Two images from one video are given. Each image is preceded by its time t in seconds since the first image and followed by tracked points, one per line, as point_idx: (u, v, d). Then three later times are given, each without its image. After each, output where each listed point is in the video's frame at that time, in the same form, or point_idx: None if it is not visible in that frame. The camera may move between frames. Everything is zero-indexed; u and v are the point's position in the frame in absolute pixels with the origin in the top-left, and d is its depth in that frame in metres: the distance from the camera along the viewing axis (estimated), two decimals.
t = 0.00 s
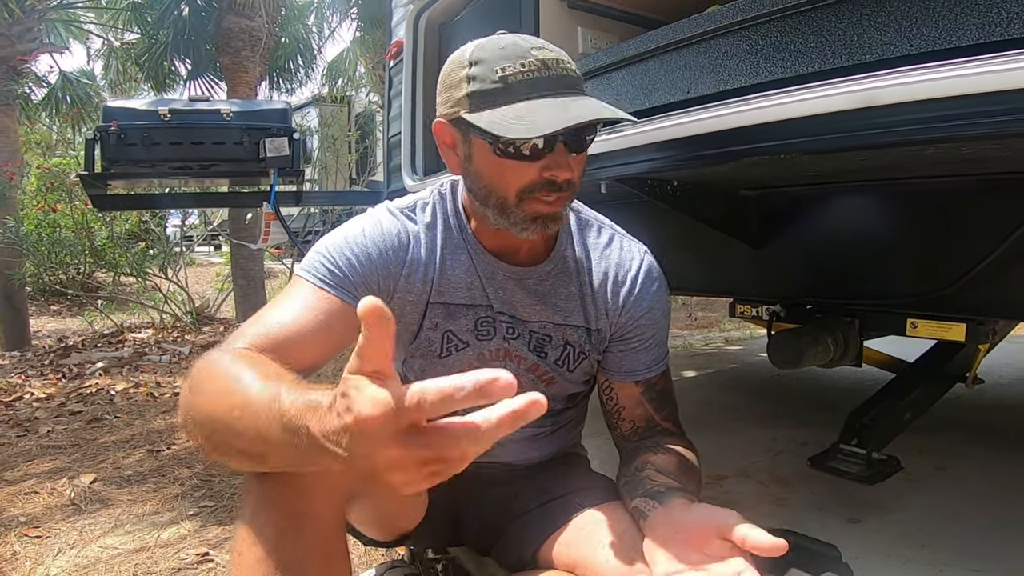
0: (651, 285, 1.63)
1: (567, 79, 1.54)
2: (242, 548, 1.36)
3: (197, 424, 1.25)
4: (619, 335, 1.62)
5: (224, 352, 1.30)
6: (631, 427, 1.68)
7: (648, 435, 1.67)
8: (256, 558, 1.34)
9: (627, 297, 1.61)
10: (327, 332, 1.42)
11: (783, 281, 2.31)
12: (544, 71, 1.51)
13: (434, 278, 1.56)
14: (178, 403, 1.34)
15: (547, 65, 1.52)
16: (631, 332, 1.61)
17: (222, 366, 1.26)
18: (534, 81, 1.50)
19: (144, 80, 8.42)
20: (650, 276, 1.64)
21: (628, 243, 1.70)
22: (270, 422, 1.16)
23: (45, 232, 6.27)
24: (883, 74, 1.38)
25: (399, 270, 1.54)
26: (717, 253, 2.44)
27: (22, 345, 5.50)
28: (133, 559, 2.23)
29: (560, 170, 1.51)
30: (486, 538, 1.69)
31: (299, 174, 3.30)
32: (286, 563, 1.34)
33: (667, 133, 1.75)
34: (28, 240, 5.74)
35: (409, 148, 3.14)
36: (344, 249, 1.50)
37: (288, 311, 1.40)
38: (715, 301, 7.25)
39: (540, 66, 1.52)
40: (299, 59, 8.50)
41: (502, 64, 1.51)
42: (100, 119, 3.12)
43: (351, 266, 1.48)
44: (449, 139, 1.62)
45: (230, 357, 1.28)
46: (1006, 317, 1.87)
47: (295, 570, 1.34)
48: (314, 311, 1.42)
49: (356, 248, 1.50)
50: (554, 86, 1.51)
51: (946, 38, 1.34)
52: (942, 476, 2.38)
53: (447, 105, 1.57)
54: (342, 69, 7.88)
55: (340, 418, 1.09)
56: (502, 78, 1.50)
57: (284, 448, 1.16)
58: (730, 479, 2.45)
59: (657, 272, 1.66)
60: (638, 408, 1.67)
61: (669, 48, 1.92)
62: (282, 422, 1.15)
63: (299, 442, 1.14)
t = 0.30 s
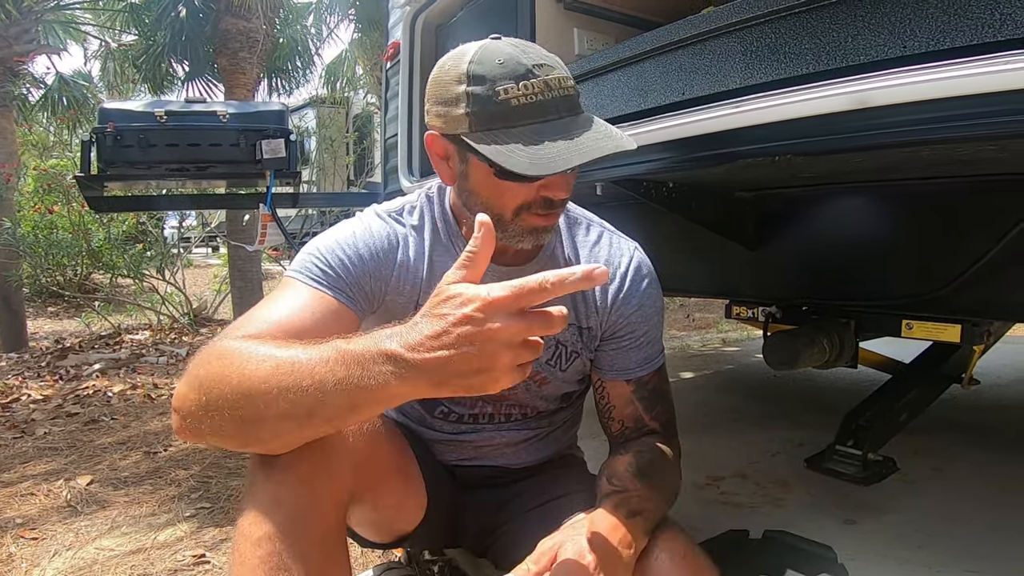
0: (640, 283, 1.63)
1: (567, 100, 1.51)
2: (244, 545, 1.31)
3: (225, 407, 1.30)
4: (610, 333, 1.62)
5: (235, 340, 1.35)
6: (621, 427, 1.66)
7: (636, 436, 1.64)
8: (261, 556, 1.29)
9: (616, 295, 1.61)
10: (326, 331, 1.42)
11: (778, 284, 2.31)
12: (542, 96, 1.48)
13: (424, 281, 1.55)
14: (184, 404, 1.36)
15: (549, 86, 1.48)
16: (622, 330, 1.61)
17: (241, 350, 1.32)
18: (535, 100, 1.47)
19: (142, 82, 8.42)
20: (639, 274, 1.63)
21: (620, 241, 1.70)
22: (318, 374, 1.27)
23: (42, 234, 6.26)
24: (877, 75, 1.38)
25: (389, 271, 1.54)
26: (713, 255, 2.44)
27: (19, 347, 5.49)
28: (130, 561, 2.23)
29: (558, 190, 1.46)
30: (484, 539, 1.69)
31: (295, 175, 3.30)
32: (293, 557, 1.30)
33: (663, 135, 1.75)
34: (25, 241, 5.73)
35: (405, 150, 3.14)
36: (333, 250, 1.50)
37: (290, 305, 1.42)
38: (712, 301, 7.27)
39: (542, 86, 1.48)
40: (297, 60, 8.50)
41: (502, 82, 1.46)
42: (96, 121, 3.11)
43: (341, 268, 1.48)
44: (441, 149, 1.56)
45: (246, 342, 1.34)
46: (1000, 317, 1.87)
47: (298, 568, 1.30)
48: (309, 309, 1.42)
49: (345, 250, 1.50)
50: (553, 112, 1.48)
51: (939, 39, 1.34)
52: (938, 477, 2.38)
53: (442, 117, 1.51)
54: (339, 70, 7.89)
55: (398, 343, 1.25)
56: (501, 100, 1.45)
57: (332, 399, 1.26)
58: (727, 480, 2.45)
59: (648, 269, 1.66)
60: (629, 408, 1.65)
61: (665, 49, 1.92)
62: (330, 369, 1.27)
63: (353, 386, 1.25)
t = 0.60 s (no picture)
0: (637, 284, 1.63)
1: (530, 70, 1.53)
2: (231, 547, 1.31)
3: (232, 417, 1.25)
4: (606, 334, 1.62)
5: (238, 342, 1.30)
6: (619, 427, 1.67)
7: (635, 436, 1.65)
8: (246, 556, 1.29)
9: (614, 296, 1.60)
10: (323, 327, 1.41)
11: (775, 282, 2.31)
12: (506, 57, 1.52)
13: (420, 280, 1.55)
14: (182, 400, 1.31)
15: (508, 51, 1.52)
16: (618, 331, 1.61)
17: (249, 357, 1.26)
18: (492, 65, 1.52)
19: (137, 82, 8.40)
20: (636, 275, 1.64)
21: (616, 241, 1.71)
22: (341, 401, 1.24)
23: (37, 235, 6.24)
24: (870, 73, 1.38)
25: (385, 270, 1.53)
26: (709, 254, 2.44)
27: (14, 348, 5.48)
28: (126, 562, 2.22)
29: (502, 153, 1.55)
30: (479, 540, 1.68)
31: (291, 175, 3.29)
32: (279, 558, 1.30)
33: (658, 134, 1.75)
34: (20, 242, 5.72)
35: (402, 150, 3.14)
36: (330, 248, 1.49)
37: (283, 298, 1.40)
38: (710, 301, 7.28)
39: (502, 51, 1.52)
40: (293, 60, 8.49)
41: (468, 49, 1.56)
42: (91, 121, 3.11)
43: (337, 265, 1.47)
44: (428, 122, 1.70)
45: (253, 347, 1.28)
46: (995, 316, 1.88)
47: (284, 570, 1.29)
48: (303, 303, 1.40)
49: (340, 248, 1.49)
50: (512, 71, 1.52)
51: (932, 37, 1.34)
52: (934, 476, 2.39)
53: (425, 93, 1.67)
54: (336, 70, 7.87)
55: (438, 394, 1.27)
56: (466, 62, 1.55)
57: (353, 427, 1.24)
58: (723, 479, 2.45)
59: (645, 270, 1.67)
60: (627, 407, 1.65)
61: (660, 48, 1.92)
62: (354, 397, 1.25)
63: (379, 416, 1.25)
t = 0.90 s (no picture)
0: (638, 287, 1.64)
1: (537, 62, 1.55)
2: (232, 549, 1.32)
3: (233, 415, 1.26)
4: (607, 335, 1.62)
5: (247, 341, 1.30)
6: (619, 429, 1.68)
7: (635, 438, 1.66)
8: (248, 558, 1.30)
9: (615, 297, 1.61)
10: (327, 328, 1.42)
11: (774, 283, 2.32)
12: (514, 49, 1.54)
13: (423, 280, 1.56)
14: (187, 397, 1.31)
15: (516, 44, 1.54)
16: (619, 332, 1.62)
17: (256, 355, 1.27)
18: (500, 57, 1.54)
19: (136, 83, 8.41)
20: (637, 277, 1.64)
21: (617, 244, 1.72)
22: (341, 398, 1.25)
23: (36, 237, 6.24)
24: (866, 77, 1.39)
25: (387, 271, 1.54)
26: (708, 256, 2.45)
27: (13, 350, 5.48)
28: (126, 563, 2.22)
29: (507, 142, 1.55)
30: (477, 542, 1.69)
31: (290, 177, 3.29)
32: (279, 560, 1.30)
33: (656, 136, 1.76)
34: (19, 244, 5.72)
35: (400, 152, 3.15)
36: (333, 249, 1.50)
37: (288, 298, 1.40)
38: (708, 302, 7.29)
39: (510, 45, 1.55)
40: (292, 62, 8.50)
41: (477, 45, 1.58)
42: (90, 123, 3.12)
43: (339, 265, 1.47)
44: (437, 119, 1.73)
45: (260, 347, 1.29)
46: (993, 317, 1.89)
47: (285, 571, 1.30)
48: (307, 304, 1.40)
49: (343, 249, 1.50)
50: (521, 62, 1.54)
51: (928, 40, 1.35)
52: (931, 476, 2.39)
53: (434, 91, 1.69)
54: (334, 71, 7.88)
55: (436, 392, 1.27)
56: (474, 56, 1.57)
57: (354, 424, 1.25)
58: (722, 481, 2.46)
59: (646, 273, 1.67)
60: (626, 409, 1.66)
61: (657, 51, 1.93)
62: (354, 394, 1.25)
63: (380, 413, 1.25)
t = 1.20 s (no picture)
0: (640, 292, 1.65)
1: (553, 74, 1.58)
2: (235, 551, 1.33)
3: (237, 417, 1.27)
4: (610, 340, 1.63)
5: (247, 343, 1.31)
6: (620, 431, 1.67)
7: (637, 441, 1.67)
8: (251, 561, 1.32)
9: (617, 302, 1.62)
10: (333, 330, 1.43)
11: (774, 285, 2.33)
12: (532, 61, 1.57)
13: (428, 285, 1.57)
14: (191, 399, 1.32)
15: (533, 56, 1.57)
16: (621, 337, 1.63)
17: (254, 358, 1.28)
18: (519, 68, 1.56)
19: (136, 86, 8.42)
20: (639, 282, 1.66)
21: (619, 249, 1.73)
22: (342, 402, 1.26)
23: (37, 239, 6.25)
24: (864, 82, 1.39)
25: (392, 276, 1.55)
26: (708, 259, 2.46)
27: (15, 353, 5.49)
28: (128, 566, 2.23)
29: (532, 153, 1.57)
30: (479, 544, 1.70)
31: (291, 181, 3.30)
32: (282, 562, 1.32)
33: (657, 140, 1.76)
34: (20, 247, 5.73)
35: (401, 155, 3.16)
36: (339, 253, 1.50)
37: (293, 300, 1.41)
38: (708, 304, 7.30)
39: (528, 56, 1.57)
40: (292, 64, 8.51)
41: (494, 55, 1.59)
42: (91, 127, 3.13)
43: (345, 269, 1.48)
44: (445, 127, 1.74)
45: (260, 349, 1.30)
46: (996, 319, 1.91)
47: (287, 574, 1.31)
48: (312, 306, 1.41)
49: (348, 252, 1.51)
50: (540, 74, 1.56)
51: (926, 45, 1.36)
52: (931, 478, 2.40)
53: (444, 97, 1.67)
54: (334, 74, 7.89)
55: (435, 396, 1.27)
56: (492, 67, 1.58)
57: (357, 427, 1.26)
58: (722, 483, 2.46)
59: (647, 278, 1.68)
60: (627, 412, 1.66)
61: (657, 55, 1.94)
62: (355, 398, 1.26)
63: (382, 416, 1.26)
